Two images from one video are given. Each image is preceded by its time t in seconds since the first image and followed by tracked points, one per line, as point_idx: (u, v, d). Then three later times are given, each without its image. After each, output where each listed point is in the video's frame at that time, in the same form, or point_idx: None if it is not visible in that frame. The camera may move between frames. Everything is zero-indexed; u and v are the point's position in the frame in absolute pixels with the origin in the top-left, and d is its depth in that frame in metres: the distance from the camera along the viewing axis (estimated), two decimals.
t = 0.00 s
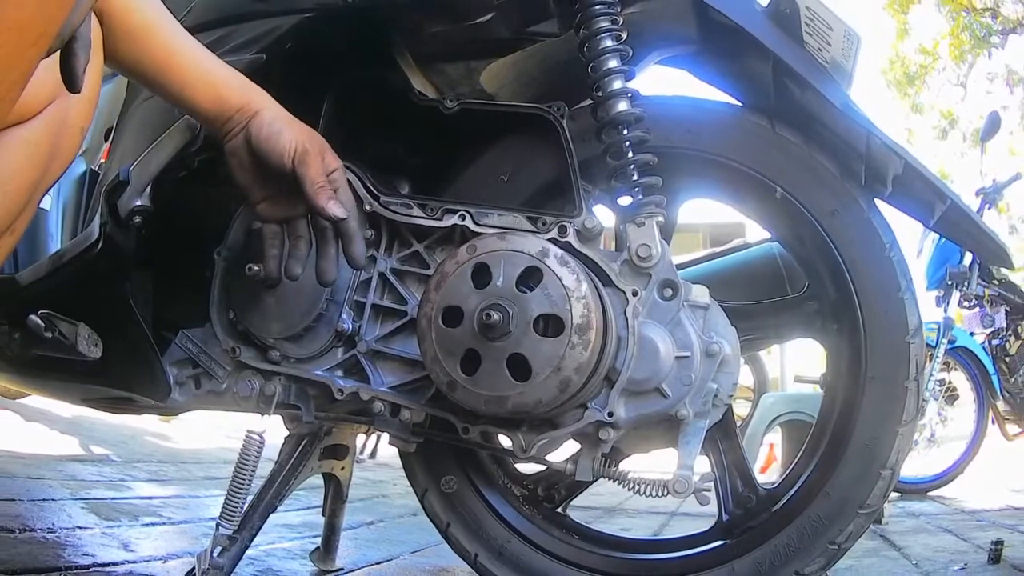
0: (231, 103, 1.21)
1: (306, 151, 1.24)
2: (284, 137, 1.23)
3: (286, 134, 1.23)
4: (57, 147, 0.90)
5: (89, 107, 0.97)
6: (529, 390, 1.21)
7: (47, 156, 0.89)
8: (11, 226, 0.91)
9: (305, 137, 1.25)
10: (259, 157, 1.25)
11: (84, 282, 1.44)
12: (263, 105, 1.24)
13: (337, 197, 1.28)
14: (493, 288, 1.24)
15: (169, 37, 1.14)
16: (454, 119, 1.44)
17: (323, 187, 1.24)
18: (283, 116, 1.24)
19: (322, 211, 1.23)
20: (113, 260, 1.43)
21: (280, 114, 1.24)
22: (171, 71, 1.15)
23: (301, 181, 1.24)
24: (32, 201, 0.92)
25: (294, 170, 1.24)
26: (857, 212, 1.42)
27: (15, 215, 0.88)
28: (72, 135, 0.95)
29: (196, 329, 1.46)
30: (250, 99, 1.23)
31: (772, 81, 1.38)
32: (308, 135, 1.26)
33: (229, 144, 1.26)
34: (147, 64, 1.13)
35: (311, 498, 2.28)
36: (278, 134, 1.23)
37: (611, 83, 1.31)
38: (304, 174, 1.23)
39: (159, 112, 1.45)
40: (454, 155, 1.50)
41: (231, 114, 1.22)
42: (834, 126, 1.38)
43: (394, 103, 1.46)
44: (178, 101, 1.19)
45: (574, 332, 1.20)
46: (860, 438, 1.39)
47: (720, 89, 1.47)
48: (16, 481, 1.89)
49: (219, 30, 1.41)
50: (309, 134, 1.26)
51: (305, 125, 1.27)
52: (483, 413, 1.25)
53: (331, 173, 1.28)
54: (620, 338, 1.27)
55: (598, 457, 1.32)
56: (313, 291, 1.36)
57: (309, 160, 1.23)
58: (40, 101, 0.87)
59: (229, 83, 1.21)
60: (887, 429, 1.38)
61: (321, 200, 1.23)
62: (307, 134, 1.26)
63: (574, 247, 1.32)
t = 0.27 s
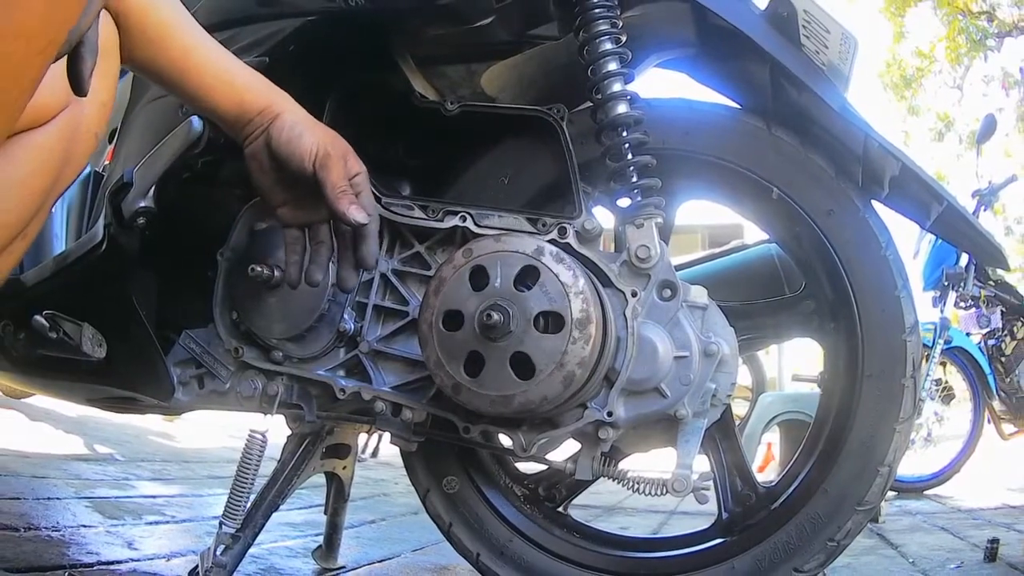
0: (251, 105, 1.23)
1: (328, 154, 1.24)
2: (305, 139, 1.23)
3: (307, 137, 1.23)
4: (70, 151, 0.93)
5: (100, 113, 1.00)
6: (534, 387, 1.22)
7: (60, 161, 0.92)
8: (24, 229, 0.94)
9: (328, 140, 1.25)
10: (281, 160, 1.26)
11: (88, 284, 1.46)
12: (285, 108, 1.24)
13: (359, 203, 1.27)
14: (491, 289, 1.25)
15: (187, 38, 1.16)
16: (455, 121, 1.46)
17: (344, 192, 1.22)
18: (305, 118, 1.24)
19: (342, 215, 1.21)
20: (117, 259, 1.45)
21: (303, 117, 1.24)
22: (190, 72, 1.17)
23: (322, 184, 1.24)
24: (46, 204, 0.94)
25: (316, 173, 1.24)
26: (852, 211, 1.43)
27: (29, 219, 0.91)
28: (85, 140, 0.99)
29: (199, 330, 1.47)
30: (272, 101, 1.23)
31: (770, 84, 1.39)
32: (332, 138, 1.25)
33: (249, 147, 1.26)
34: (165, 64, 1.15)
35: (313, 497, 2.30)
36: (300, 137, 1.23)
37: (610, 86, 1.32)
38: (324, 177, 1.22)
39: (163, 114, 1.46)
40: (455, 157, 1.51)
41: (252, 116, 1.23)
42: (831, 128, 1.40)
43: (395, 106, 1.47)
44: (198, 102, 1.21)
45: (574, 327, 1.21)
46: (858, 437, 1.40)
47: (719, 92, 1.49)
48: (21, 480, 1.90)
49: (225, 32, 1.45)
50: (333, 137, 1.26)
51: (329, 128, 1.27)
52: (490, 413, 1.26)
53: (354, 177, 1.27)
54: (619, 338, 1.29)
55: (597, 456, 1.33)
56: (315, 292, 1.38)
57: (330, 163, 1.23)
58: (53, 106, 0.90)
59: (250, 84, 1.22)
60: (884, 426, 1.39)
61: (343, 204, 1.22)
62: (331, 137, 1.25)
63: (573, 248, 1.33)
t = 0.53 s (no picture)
0: (253, 115, 1.24)
1: (325, 169, 1.26)
2: (305, 152, 1.25)
3: (306, 150, 1.25)
4: (79, 154, 0.95)
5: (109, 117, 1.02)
6: (534, 387, 1.23)
7: (66, 164, 0.93)
8: (31, 233, 0.95)
9: (327, 153, 1.27)
10: (279, 171, 1.28)
11: (93, 286, 1.48)
12: (286, 119, 1.26)
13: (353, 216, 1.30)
14: (492, 290, 1.27)
15: (191, 46, 1.15)
16: (455, 123, 1.47)
17: (337, 208, 1.25)
18: (305, 131, 1.26)
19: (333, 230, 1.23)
20: (121, 261, 1.47)
21: (303, 129, 1.27)
22: (194, 81, 1.17)
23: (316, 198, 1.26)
24: (56, 208, 0.96)
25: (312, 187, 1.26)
26: (849, 212, 1.44)
27: (38, 222, 0.93)
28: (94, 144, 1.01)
29: (202, 330, 1.49)
30: (274, 112, 1.25)
31: (769, 87, 1.41)
32: (330, 152, 1.28)
33: (251, 156, 1.28)
34: (170, 72, 1.14)
35: (315, 496, 2.31)
36: (300, 150, 1.25)
37: (609, 88, 1.33)
38: (322, 192, 1.25)
39: (166, 116, 1.48)
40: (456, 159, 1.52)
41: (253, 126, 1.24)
42: (829, 131, 1.41)
43: (397, 108, 1.48)
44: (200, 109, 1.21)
45: (574, 327, 1.23)
46: (856, 436, 1.42)
47: (717, 94, 1.50)
48: (26, 479, 1.91)
49: (227, 35, 1.45)
50: (331, 150, 1.28)
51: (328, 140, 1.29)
52: (490, 413, 1.27)
53: (350, 190, 1.30)
54: (618, 339, 1.30)
55: (597, 455, 1.34)
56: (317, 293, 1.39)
57: (326, 178, 1.25)
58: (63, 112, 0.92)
59: (253, 94, 1.23)
60: (881, 426, 1.40)
61: (335, 221, 1.24)
62: (329, 149, 1.28)
63: (573, 249, 1.34)
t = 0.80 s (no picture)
0: (263, 114, 1.25)
1: (335, 167, 1.27)
2: (315, 150, 1.26)
3: (316, 149, 1.26)
4: (83, 157, 0.96)
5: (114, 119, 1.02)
6: (534, 386, 1.24)
7: (73, 166, 0.94)
8: (39, 234, 0.96)
9: (335, 153, 1.28)
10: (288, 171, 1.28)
11: (97, 287, 1.49)
12: (296, 118, 1.27)
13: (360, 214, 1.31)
14: (492, 290, 1.28)
15: (201, 47, 1.16)
16: (456, 125, 1.49)
17: (344, 207, 1.25)
18: (314, 130, 1.28)
19: (339, 229, 1.23)
20: (125, 261, 1.48)
21: (313, 128, 1.28)
22: (205, 81, 1.18)
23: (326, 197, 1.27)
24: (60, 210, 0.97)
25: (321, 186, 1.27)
26: (846, 213, 1.46)
27: (44, 223, 0.93)
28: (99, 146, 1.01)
29: (205, 330, 1.50)
30: (284, 112, 1.26)
31: (767, 89, 1.42)
32: (339, 150, 1.29)
33: (260, 156, 1.29)
34: (180, 73, 1.15)
35: (317, 494, 2.33)
36: (311, 148, 1.26)
37: (609, 91, 1.35)
38: (328, 191, 1.25)
39: (170, 118, 1.49)
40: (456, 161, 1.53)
41: (263, 125, 1.26)
42: (827, 133, 1.42)
43: (399, 111, 1.50)
44: (211, 108, 1.22)
45: (574, 328, 1.24)
46: (853, 436, 1.43)
47: (716, 97, 1.51)
48: (30, 477, 1.93)
49: (231, 37, 1.47)
50: (341, 149, 1.29)
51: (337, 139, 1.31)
52: (491, 412, 1.29)
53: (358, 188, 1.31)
54: (618, 339, 1.31)
55: (596, 454, 1.35)
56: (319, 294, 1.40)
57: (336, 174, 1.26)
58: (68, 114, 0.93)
59: (263, 94, 1.24)
60: (879, 426, 1.42)
61: (344, 219, 1.24)
62: (339, 148, 1.29)
63: (573, 250, 1.36)
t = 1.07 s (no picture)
0: (267, 116, 1.26)
1: (339, 168, 1.27)
2: (319, 152, 1.27)
3: (320, 150, 1.27)
4: (89, 159, 0.97)
5: (122, 122, 1.04)
6: (535, 386, 1.26)
7: (79, 168, 0.95)
8: (45, 236, 0.97)
9: (340, 155, 1.29)
10: (293, 173, 1.29)
11: (101, 287, 1.51)
12: (300, 121, 1.28)
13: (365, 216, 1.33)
14: (492, 291, 1.29)
15: (206, 49, 1.18)
16: (456, 128, 1.50)
17: (349, 208, 1.25)
18: (319, 132, 1.29)
19: (345, 230, 1.23)
20: (129, 263, 1.49)
21: (317, 130, 1.29)
22: (210, 83, 1.19)
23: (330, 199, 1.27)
24: (67, 212, 0.98)
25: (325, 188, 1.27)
26: (843, 215, 1.47)
27: (50, 225, 0.95)
28: (106, 149, 1.02)
29: (208, 331, 1.51)
30: (288, 114, 1.27)
31: (765, 92, 1.43)
32: (343, 152, 1.29)
33: (264, 158, 1.30)
34: (183, 75, 1.17)
35: (319, 493, 2.34)
36: (314, 149, 1.27)
37: (608, 93, 1.36)
38: (333, 193, 1.25)
39: (174, 120, 1.50)
40: (457, 163, 1.54)
41: (267, 127, 1.27)
42: (824, 135, 1.43)
43: (400, 113, 1.51)
44: (216, 111, 1.24)
45: (574, 328, 1.25)
46: (850, 435, 1.44)
47: (714, 99, 1.53)
48: (34, 476, 1.94)
49: (233, 40, 1.48)
50: (345, 151, 1.30)
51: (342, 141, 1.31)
52: (491, 412, 1.30)
53: (362, 190, 1.31)
54: (617, 339, 1.33)
55: (596, 453, 1.37)
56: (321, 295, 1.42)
57: (340, 176, 1.26)
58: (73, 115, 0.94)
59: (267, 96, 1.25)
60: (875, 425, 1.43)
61: (349, 220, 1.24)
62: (343, 150, 1.29)
63: (573, 251, 1.37)
